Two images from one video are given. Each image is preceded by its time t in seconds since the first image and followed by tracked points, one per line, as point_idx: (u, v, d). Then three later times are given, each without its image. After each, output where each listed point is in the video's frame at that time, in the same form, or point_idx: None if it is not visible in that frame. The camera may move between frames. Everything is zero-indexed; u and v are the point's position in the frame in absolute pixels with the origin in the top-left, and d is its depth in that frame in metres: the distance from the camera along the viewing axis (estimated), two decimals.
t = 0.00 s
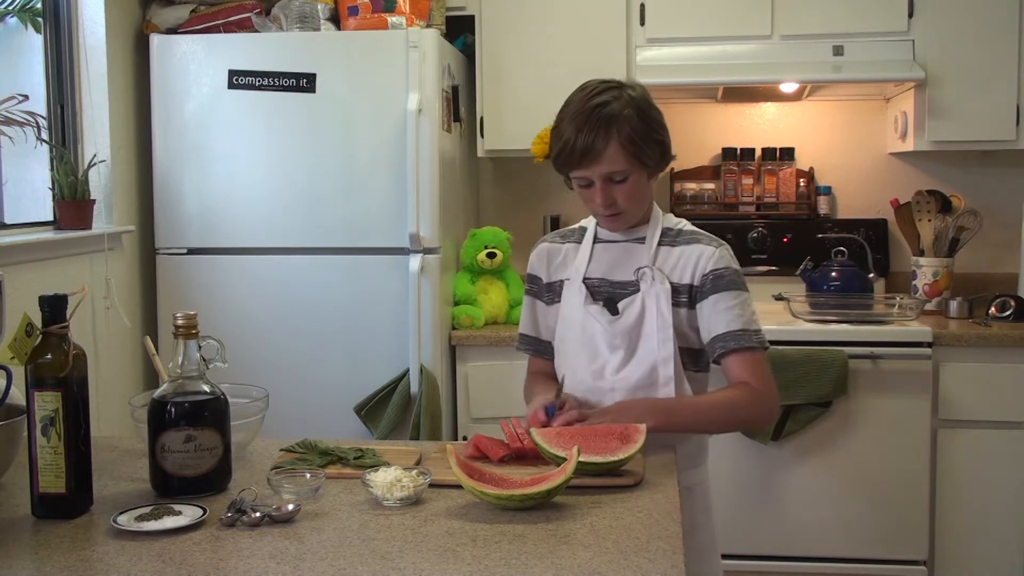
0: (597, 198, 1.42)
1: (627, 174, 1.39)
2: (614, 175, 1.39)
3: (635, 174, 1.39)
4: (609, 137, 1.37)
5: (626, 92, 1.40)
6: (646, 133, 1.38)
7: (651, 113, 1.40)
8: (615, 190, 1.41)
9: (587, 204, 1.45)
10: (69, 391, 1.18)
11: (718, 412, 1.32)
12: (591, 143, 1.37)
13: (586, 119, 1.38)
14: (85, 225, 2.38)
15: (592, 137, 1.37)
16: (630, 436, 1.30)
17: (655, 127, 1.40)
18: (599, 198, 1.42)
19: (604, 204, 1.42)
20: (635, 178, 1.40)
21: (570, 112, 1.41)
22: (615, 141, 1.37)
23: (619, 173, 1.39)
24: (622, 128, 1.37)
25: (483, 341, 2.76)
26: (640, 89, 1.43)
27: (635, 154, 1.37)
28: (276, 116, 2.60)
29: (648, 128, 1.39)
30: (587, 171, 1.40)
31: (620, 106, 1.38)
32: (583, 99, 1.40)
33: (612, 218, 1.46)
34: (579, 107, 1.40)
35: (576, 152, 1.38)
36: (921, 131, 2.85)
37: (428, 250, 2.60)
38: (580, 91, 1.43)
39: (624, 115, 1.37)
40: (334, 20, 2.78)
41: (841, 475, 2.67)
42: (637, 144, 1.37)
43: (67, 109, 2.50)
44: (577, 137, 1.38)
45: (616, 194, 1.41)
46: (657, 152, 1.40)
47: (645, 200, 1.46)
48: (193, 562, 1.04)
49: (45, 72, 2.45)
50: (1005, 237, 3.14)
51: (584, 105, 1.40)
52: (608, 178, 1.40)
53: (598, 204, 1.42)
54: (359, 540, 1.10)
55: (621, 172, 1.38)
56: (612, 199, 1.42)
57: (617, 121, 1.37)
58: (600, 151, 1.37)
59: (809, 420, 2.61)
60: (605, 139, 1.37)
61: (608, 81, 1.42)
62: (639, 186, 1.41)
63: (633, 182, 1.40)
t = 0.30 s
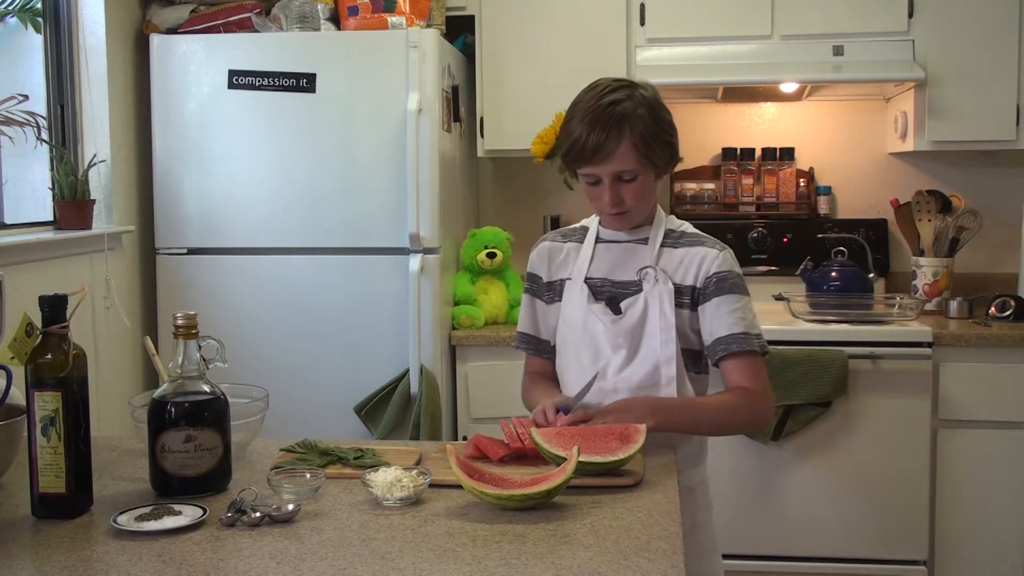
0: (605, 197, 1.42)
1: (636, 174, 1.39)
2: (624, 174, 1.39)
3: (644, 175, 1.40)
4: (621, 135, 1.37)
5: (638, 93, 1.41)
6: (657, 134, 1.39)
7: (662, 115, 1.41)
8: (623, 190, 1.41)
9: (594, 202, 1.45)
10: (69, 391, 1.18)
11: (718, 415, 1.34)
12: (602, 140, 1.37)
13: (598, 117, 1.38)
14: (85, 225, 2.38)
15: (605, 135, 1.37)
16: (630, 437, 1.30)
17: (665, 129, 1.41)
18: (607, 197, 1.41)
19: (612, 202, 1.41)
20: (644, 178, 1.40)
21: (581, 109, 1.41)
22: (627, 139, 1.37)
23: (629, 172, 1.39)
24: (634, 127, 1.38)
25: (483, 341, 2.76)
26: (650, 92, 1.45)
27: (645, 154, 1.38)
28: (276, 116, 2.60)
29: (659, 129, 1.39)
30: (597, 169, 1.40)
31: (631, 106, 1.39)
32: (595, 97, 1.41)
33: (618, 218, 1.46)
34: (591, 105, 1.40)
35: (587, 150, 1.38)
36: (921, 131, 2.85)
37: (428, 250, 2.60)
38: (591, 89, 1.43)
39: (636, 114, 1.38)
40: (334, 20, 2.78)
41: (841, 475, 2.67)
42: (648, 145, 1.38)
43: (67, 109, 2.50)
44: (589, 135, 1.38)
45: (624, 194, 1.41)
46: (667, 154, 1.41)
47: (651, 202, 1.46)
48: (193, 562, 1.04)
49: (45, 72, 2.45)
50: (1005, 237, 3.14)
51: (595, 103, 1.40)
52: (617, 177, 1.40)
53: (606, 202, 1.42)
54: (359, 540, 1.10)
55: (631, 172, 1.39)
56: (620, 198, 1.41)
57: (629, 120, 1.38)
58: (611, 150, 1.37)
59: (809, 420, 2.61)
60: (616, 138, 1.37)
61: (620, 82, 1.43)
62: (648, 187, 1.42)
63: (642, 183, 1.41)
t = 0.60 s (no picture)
0: (619, 195, 1.42)
1: (651, 174, 1.39)
2: (639, 174, 1.39)
3: (660, 175, 1.40)
4: (639, 135, 1.36)
5: (660, 92, 1.40)
6: (676, 135, 1.38)
7: (682, 115, 1.40)
8: (637, 189, 1.41)
9: (607, 197, 1.46)
10: (69, 391, 1.18)
11: (732, 417, 1.32)
12: (620, 140, 1.36)
13: (617, 115, 1.37)
14: (86, 225, 2.38)
15: (623, 134, 1.36)
16: (630, 436, 1.30)
17: (685, 129, 1.40)
18: (620, 195, 1.42)
19: (625, 201, 1.42)
20: (659, 179, 1.40)
21: (601, 104, 1.40)
22: (645, 140, 1.36)
23: (644, 172, 1.39)
24: (653, 128, 1.37)
25: (483, 341, 2.76)
26: (672, 89, 1.43)
27: (662, 155, 1.37)
28: (276, 116, 2.60)
29: (678, 130, 1.39)
30: (613, 166, 1.40)
31: (652, 105, 1.38)
32: (615, 94, 1.39)
33: (631, 215, 1.46)
34: (612, 100, 1.39)
35: (605, 147, 1.38)
36: (921, 131, 2.85)
37: (428, 250, 2.60)
38: (612, 84, 1.42)
39: (656, 115, 1.37)
40: (335, 20, 2.78)
41: (841, 475, 2.67)
42: (666, 146, 1.37)
43: (67, 109, 2.50)
44: (607, 133, 1.37)
45: (638, 193, 1.42)
46: (684, 155, 1.40)
47: (666, 200, 1.47)
48: (193, 562, 1.04)
49: (45, 71, 2.45)
50: (1005, 236, 3.14)
51: (615, 100, 1.39)
52: (632, 176, 1.40)
53: (619, 200, 1.43)
54: (359, 540, 1.10)
55: (647, 172, 1.39)
56: (633, 197, 1.42)
57: (648, 120, 1.37)
58: (629, 149, 1.37)
59: (809, 420, 2.61)
60: (634, 138, 1.36)
61: (642, 78, 1.41)
62: (662, 187, 1.42)
63: (656, 182, 1.41)
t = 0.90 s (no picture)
0: (644, 198, 1.42)
1: (678, 179, 1.39)
2: (665, 178, 1.39)
3: (687, 180, 1.39)
4: (666, 139, 1.36)
5: (693, 96, 1.39)
6: (705, 141, 1.38)
7: (714, 121, 1.39)
8: (664, 192, 1.41)
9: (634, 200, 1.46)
10: (68, 391, 1.18)
11: (737, 425, 1.32)
12: (647, 143, 1.37)
13: (648, 118, 1.37)
14: (85, 225, 2.38)
15: (652, 136, 1.37)
16: (630, 436, 1.30)
17: (716, 135, 1.39)
18: (646, 198, 1.42)
19: (651, 204, 1.42)
20: (687, 183, 1.40)
21: (633, 106, 1.40)
22: (672, 144, 1.36)
23: (671, 177, 1.39)
24: (682, 132, 1.36)
25: (483, 341, 2.76)
26: (707, 93, 1.42)
27: (690, 160, 1.37)
28: (276, 116, 2.60)
29: (708, 136, 1.38)
30: (640, 169, 1.40)
31: (682, 110, 1.37)
32: (648, 96, 1.39)
33: (656, 219, 1.46)
34: (644, 103, 1.39)
35: (633, 149, 1.38)
36: (921, 131, 2.85)
37: (428, 250, 2.60)
38: (647, 86, 1.42)
39: (686, 119, 1.37)
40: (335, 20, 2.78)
41: (842, 475, 2.67)
42: (694, 151, 1.37)
43: (67, 109, 2.50)
44: (637, 135, 1.38)
45: (665, 197, 1.42)
46: (714, 162, 1.40)
47: (696, 205, 1.45)
48: (192, 562, 1.04)
49: (45, 72, 2.45)
50: (1005, 236, 3.14)
51: (647, 102, 1.39)
52: (658, 179, 1.40)
53: (645, 203, 1.43)
54: (359, 540, 1.10)
55: (674, 176, 1.38)
56: (659, 201, 1.42)
57: (679, 124, 1.37)
58: (656, 153, 1.37)
59: (809, 421, 2.61)
60: (662, 141, 1.36)
61: (678, 81, 1.41)
62: (690, 192, 1.41)
63: (683, 188, 1.40)
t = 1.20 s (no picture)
0: (668, 197, 1.42)
1: (699, 170, 1.39)
2: (687, 172, 1.39)
3: (706, 170, 1.40)
4: (683, 133, 1.37)
5: (694, 92, 1.41)
6: (717, 130, 1.39)
7: (719, 111, 1.41)
8: (687, 187, 1.41)
9: (655, 201, 1.45)
10: (68, 391, 1.18)
11: (738, 427, 1.32)
12: (666, 140, 1.37)
13: (660, 117, 1.38)
14: (85, 225, 2.38)
15: (670, 134, 1.37)
16: (630, 436, 1.30)
17: (724, 124, 1.41)
18: (671, 196, 1.41)
19: (677, 201, 1.41)
20: (706, 174, 1.40)
21: (639, 110, 1.41)
22: (690, 137, 1.37)
23: (692, 170, 1.39)
24: (696, 125, 1.37)
25: (483, 341, 2.76)
26: (704, 88, 1.44)
27: (708, 149, 1.38)
28: (277, 116, 2.60)
29: (718, 124, 1.39)
30: (662, 168, 1.39)
31: (690, 104, 1.39)
32: (653, 97, 1.40)
33: (681, 217, 1.45)
34: (652, 104, 1.39)
35: (652, 150, 1.38)
36: (921, 131, 2.85)
37: (428, 250, 2.60)
38: (646, 91, 1.42)
39: (696, 112, 1.38)
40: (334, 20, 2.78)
41: (841, 475, 2.67)
42: (709, 140, 1.38)
43: (67, 109, 2.50)
44: (654, 135, 1.37)
45: (688, 191, 1.41)
46: (727, 149, 1.41)
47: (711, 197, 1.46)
48: (192, 562, 1.04)
49: (45, 72, 2.45)
50: (1005, 236, 3.14)
51: (654, 104, 1.39)
52: (681, 175, 1.40)
53: (670, 202, 1.42)
54: (359, 540, 1.10)
55: (695, 168, 1.39)
56: (684, 196, 1.42)
57: (690, 118, 1.37)
58: (677, 149, 1.37)
59: (809, 421, 2.61)
60: (680, 136, 1.37)
61: (674, 80, 1.43)
62: (709, 182, 1.42)
63: (704, 178, 1.41)
